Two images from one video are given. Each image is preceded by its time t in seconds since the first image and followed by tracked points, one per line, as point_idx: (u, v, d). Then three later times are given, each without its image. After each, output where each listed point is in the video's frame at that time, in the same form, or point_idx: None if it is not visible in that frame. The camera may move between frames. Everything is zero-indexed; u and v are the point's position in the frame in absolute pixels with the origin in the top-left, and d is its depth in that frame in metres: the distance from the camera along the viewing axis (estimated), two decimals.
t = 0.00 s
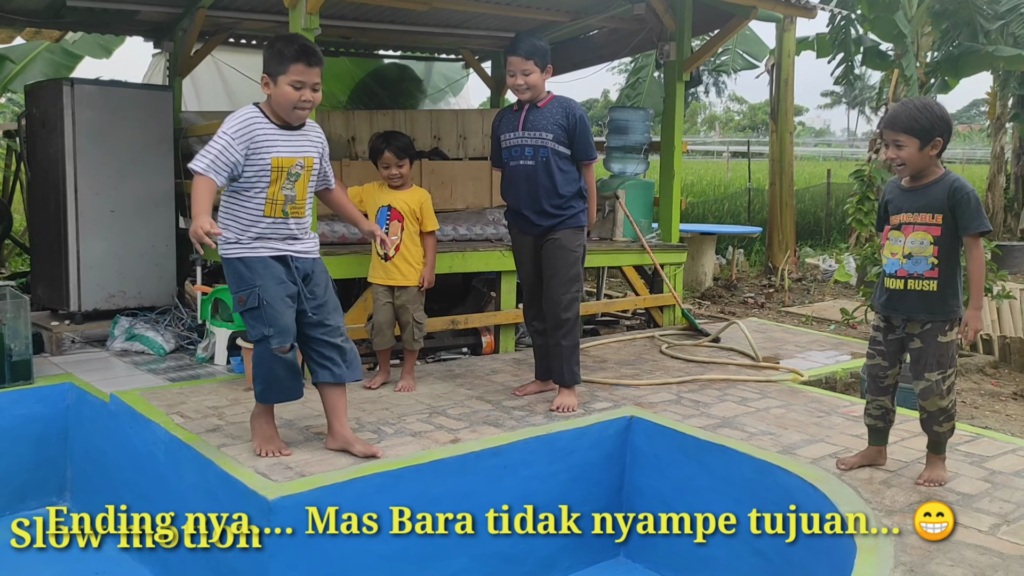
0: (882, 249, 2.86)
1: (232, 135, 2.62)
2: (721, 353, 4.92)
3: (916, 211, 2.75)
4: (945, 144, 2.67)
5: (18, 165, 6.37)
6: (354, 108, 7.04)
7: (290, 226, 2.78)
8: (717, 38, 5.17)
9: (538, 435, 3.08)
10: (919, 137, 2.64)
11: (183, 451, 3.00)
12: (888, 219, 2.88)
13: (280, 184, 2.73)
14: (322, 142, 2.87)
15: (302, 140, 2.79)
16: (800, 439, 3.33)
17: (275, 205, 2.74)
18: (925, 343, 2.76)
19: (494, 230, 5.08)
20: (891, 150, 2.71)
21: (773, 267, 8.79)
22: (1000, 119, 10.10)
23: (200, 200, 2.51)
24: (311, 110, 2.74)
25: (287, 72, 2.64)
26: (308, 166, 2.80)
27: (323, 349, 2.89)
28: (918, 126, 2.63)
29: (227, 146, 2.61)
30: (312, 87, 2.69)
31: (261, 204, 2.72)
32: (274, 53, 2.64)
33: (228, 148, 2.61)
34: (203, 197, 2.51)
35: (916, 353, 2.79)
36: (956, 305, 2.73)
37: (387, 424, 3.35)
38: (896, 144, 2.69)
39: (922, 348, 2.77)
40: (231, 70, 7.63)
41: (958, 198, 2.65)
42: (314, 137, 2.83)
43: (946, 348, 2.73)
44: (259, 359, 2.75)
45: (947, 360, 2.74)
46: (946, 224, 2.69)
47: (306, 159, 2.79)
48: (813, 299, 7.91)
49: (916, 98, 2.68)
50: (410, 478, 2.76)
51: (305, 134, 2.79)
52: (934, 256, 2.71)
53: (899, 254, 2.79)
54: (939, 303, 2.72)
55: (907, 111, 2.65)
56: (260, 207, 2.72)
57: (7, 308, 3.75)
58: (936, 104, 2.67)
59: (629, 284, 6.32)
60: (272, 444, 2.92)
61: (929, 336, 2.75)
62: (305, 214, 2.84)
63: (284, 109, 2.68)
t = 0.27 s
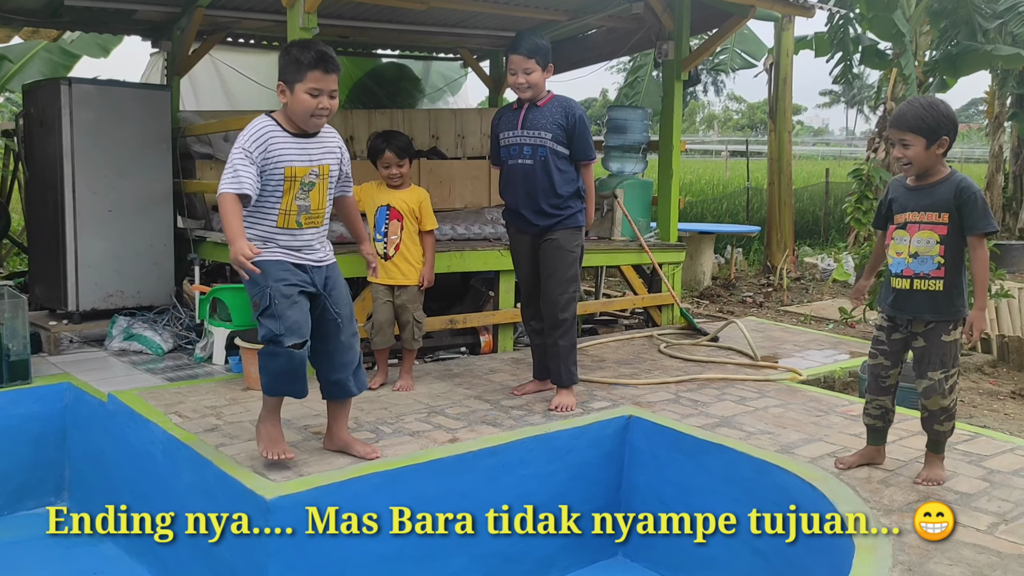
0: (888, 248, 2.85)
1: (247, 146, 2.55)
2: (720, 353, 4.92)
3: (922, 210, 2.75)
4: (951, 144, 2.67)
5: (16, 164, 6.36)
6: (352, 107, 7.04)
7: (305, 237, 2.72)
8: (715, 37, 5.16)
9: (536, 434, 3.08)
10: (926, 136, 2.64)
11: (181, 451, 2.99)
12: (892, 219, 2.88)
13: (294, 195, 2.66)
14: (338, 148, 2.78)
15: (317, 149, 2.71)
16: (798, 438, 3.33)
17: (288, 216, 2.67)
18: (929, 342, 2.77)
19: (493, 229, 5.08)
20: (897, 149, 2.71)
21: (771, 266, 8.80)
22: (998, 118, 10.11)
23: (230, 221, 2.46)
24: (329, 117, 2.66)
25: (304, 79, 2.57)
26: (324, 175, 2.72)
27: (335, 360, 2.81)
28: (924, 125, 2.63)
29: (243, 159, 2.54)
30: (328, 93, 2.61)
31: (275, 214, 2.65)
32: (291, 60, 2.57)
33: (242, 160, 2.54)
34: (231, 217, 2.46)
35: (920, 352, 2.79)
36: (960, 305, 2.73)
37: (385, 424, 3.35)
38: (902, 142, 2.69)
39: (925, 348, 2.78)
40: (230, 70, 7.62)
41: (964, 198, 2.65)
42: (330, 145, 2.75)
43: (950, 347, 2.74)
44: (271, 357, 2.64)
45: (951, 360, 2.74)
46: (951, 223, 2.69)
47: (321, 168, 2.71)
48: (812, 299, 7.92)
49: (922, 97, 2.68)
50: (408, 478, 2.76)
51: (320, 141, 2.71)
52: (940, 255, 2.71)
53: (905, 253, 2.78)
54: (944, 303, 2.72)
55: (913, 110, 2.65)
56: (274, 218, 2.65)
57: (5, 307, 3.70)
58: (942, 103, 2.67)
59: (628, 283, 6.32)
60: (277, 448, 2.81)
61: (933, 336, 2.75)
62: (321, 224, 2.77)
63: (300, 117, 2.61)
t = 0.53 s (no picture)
0: (890, 247, 2.86)
1: (269, 149, 2.49)
2: (717, 351, 4.92)
3: (924, 209, 2.76)
4: (953, 142, 2.67)
5: (12, 164, 6.35)
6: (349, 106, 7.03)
7: (316, 240, 2.68)
8: (712, 35, 5.16)
9: (533, 433, 3.08)
10: (928, 135, 2.64)
11: (178, 450, 2.99)
12: (894, 217, 2.88)
13: (307, 198, 2.61)
14: (349, 150, 2.75)
15: (331, 151, 2.66)
16: (795, 436, 3.34)
17: (300, 218, 2.62)
18: (931, 340, 2.78)
19: (490, 228, 5.08)
20: (900, 148, 2.71)
21: (768, 264, 8.81)
22: (995, 116, 10.12)
23: (266, 230, 2.41)
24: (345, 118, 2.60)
25: (321, 80, 2.50)
26: (336, 178, 2.69)
27: (352, 358, 2.78)
28: (927, 123, 2.64)
29: (265, 162, 2.48)
30: (347, 94, 2.55)
31: (287, 216, 2.60)
32: (308, 59, 2.49)
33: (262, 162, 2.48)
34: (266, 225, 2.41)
35: (922, 350, 2.80)
36: (963, 304, 2.73)
37: (382, 423, 3.35)
38: (905, 141, 2.69)
39: (927, 346, 2.79)
40: (227, 68, 7.61)
41: (967, 197, 2.65)
42: (341, 148, 2.71)
43: (952, 345, 2.75)
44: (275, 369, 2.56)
45: (953, 358, 2.76)
46: (954, 221, 2.69)
47: (334, 170, 2.68)
48: (808, 297, 7.94)
49: (925, 96, 2.69)
50: (406, 477, 2.76)
51: (334, 143, 2.67)
52: (943, 254, 2.71)
53: (908, 252, 2.78)
54: (948, 302, 2.72)
55: (916, 109, 2.66)
56: (286, 220, 2.60)
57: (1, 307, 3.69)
58: (945, 101, 2.67)
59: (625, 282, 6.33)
60: (283, 468, 2.63)
61: (934, 334, 2.77)
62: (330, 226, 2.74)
63: (316, 117, 2.53)
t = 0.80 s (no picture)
0: (889, 245, 2.85)
1: (297, 157, 2.43)
2: (713, 348, 4.93)
3: (923, 206, 2.76)
4: (952, 139, 2.68)
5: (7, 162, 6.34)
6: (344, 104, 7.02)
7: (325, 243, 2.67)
8: (706, 33, 5.16)
9: (529, 431, 3.08)
10: (928, 131, 2.64)
11: (173, 449, 2.99)
12: (892, 215, 2.88)
13: (322, 203, 2.59)
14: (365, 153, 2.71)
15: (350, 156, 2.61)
16: (791, 433, 3.34)
17: (312, 221, 2.61)
18: (930, 336, 2.79)
19: (486, 226, 5.08)
20: (900, 145, 2.71)
21: (764, 261, 8.82)
22: (990, 113, 10.14)
23: (304, 239, 2.34)
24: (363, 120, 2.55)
25: (337, 83, 2.45)
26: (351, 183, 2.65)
27: (364, 357, 2.75)
28: (926, 120, 2.64)
29: (291, 170, 2.41)
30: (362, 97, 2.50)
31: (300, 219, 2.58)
32: (324, 62, 2.45)
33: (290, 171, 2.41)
34: (308, 236, 2.35)
35: (920, 347, 2.81)
36: (961, 301, 2.75)
37: (378, 421, 3.35)
38: (904, 138, 2.69)
39: (926, 342, 2.80)
40: (222, 67, 7.59)
41: (967, 193, 2.66)
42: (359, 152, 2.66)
43: (951, 342, 2.77)
44: (268, 389, 2.50)
45: (951, 355, 2.77)
46: (954, 219, 2.70)
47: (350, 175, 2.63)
48: (804, 294, 7.95)
49: (924, 92, 2.69)
50: (401, 475, 2.76)
51: (353, 148, 2.62)
52: (943, 251, 2.71)
53: (909, 249, 2.78)
54: (947, 299, 2.73)
55: (915, 106, 2.66)
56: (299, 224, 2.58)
57: None
58: (943, 98, 2.68)
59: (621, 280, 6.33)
60: (278, 467, 2.63)
61: (933, 331, 2.78)
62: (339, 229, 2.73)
63: (334, 122, 2.48)
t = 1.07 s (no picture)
0: (885, 242, 2.85)
1: (327, 168, 2.37)
2: (707, 346, 4.93)
3: (920, 202, 2.76)
4: (948, 134, 2.69)
5: None
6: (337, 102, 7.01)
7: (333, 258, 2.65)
8: (700, 30, 5.16)
9: (524, 429, 3.08)
10: (925, 128, 2.64)
11: (167, 448, 2.98)
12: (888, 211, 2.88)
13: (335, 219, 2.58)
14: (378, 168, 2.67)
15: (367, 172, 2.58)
16: (785, 430, 3.35)
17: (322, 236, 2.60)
18: (925, 333, 2.80)
19: (481, 224, 5.07)
20: (896, 141, 2.71)
21: (758, 258, 8.83)
22: (983, 110, 10.16)
23: (333, 241, 2.24)
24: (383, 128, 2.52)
25: (357, 88, 2.44)
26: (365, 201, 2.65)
27: (372, 354, 2.67)
28: (923, 117, 2.64)
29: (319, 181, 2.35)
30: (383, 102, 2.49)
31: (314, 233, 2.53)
32: (343, 68, 2.45)
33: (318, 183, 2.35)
34: (333, 236, 2.25)
35: (915, 343, 2.82)
36: (956, 297, 2.76)
37: (373, 420, 3.34)
38: (901, 134, 2.69)
39: (922, 338, 2.81)
40: (215, 65, 7.57)
41: (964, 189, 2.66)
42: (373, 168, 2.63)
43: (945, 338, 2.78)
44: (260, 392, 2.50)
45: (946, 351, 2.79)
46: (951, 214, 2.70)
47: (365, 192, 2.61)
48: (798, 291, 7.96)
49: (919, 89, 2.70)
50: (396, 474, 2.76)
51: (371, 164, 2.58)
52: (940, 247, 2.72)
53: (906, 246, 2.79)
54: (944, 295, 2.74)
55: (911, 102, 2.66)
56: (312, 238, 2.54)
57: None
58: (939, 94, 2.69)
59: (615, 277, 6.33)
60: (271, 466, 2.63)
61: (928, 328, 2.79)
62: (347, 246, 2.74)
63: (356, 129, 2.45)
